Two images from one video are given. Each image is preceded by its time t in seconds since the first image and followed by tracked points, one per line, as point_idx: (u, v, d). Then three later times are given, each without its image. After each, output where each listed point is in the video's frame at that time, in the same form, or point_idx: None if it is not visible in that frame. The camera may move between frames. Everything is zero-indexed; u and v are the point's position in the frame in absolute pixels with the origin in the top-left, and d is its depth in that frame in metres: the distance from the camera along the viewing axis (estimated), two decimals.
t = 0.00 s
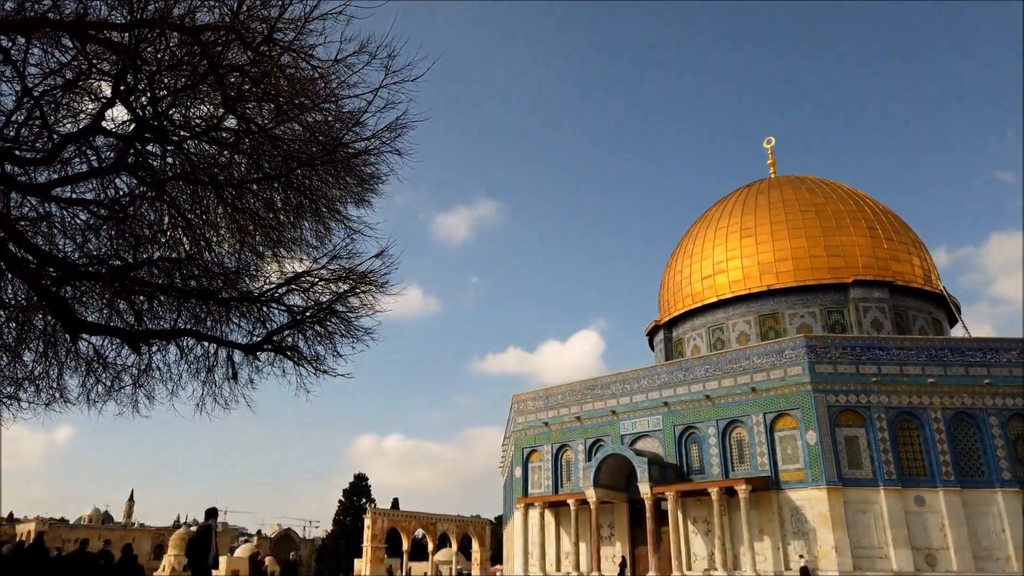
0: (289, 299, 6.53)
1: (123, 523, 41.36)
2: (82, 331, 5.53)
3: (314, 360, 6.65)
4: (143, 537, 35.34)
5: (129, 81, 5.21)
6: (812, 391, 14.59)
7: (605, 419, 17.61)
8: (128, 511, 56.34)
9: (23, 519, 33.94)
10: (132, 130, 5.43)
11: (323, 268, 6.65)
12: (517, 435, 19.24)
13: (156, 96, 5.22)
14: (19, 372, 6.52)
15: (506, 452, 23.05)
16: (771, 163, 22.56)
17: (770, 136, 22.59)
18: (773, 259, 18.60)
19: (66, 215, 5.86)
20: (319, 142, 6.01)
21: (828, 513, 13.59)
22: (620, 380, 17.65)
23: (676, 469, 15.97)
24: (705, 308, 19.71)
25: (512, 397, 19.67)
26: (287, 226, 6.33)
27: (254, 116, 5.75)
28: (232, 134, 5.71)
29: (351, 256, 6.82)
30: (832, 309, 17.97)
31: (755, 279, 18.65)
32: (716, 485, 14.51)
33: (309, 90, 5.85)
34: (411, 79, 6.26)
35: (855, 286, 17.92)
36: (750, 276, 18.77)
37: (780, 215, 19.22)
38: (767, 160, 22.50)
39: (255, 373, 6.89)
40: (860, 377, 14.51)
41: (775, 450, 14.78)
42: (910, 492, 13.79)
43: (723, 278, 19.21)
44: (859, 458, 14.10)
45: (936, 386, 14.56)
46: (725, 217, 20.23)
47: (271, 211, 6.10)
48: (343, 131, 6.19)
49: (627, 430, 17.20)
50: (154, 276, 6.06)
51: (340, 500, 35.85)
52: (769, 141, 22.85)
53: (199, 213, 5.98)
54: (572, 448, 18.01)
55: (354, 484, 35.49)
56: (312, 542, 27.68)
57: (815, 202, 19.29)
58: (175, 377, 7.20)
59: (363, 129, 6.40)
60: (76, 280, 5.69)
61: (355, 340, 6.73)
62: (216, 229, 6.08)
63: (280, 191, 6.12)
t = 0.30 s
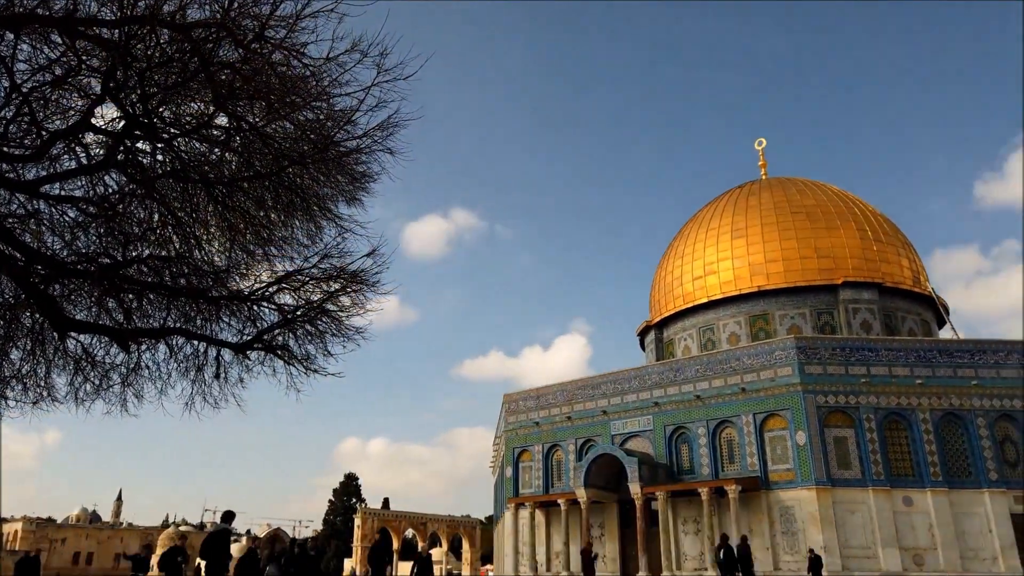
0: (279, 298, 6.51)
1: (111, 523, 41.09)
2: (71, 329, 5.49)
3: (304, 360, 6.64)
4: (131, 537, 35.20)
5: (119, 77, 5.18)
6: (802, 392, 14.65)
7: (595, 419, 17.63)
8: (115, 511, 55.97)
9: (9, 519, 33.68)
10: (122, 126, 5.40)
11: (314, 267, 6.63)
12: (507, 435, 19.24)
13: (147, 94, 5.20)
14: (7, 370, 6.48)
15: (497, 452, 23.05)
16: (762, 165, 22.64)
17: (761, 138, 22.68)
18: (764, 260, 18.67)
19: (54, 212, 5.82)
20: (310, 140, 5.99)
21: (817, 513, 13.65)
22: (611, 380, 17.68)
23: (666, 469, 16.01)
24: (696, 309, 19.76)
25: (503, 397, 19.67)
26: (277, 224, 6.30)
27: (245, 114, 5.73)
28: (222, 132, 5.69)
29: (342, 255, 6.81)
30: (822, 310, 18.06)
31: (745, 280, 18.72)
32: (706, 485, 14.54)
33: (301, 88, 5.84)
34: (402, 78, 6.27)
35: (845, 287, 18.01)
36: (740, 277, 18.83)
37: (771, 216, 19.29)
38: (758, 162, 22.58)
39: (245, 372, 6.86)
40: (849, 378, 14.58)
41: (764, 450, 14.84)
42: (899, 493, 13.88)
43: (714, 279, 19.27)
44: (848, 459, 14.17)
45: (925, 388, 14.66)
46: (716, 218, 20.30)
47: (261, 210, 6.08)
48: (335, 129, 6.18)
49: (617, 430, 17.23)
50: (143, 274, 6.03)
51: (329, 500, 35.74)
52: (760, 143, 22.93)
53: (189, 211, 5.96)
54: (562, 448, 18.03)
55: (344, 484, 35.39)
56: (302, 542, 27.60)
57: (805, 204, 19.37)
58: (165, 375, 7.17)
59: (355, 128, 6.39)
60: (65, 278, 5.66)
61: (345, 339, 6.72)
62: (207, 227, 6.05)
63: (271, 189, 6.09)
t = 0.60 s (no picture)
0: (269, 297, 6.49)
1: (99, 523, 40.84)
2: (58, 328, 5.46)
3: (294, 359, 6.61)
4: (120, 537, 35.05)
5: (109, 75, 5.16)
6: (791, 393, 14.71)
7: (586, 419, 17.66)
8: (103, 510, 55.62)
9: None
10: (112, 124, 5.38)
11: (304, 266, 6.61)
12: (498, 435, 19.25)
13: (137, 92, 5.17)
14: None
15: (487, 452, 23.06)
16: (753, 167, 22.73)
17: (752, 140, 22.72)
18: (754, 261, 18.73)
19: (42, 210, 5.78)
20: (301, 140, 5.97)
21: (806, 513, 13.72)
22: (602, 381, 17.71)
23: (656, 470, 16.05)
24: (686, 311, 19.82)
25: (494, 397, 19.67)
26: (268, 223, 6.28)
27: (236, 112, 5.71)
28: (213, 131, 5.66)
29: (333, 254, 6.79)
30: (811, 311, 18.16)
31: (735, 281, 18.78)
32: (696, 486, 14.58)
33: (292, 87, 5.83)
34: (393, 78, 6.27)
35: (834, 289, 18.12)
36: (730, 278, 18.90)
37: (762, 218, 19.36)
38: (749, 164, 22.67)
39: (235, 371, 6.83)
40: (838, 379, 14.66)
41: (754, 450, 14.90)
42: (887, 493, 13.98)
43: (704, 280, 19.32)
44: (837, 460, 14.25)
45: (913, 389, 14.75)
46: (706, 220, 20.36)
47: (252, 209, 6.05)
48: (326, 129, 6.17)
49: (608, 431, 17.26)
50: (132, 273, 5.99)
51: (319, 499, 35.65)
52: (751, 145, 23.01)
53: (179, 209, 5.94)
54: (553, 448, 18.04)
55: (334, 484, 35.30)
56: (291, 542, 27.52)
57: (796, 206, 19.46)
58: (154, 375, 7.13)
59: (346, 127, 6.38)
60: (53, 276, 5.62)
61: (336, 339, 6.70)
62: (197, 226, 6.02)
63: (261, 188, 6.06)
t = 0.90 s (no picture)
0: (259, 296, 6.46)
1: (86, 523, 40.56)
2: (45, 326, 5.41)
3: (284, 358, 6.59)
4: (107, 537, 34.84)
5: (98, 72, 5.12)
6: (780, 394, 14.77)
7: (576, 419, 17.68)
8: (91, 509, 55.25)
9: None
10: (101, 121, 5.34)
11: (295, 266, 6.58)
12: (488, 435, 19.24)
13: (126, 88, 5.14)
14: None
15: (478, 452, 23.06)
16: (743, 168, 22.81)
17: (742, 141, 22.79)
18: (744, 262, 18.80)
19: (30, 207, 5.73)
20: (292, 138, 5.95)
21: (794, 513, 13.78)
22: (592, 381, 17.73)
23: (646, 470, 16.08)
24: (676, 311, 19.87)
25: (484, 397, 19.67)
26: (258, 222, 6.26)
27: (226, 110, 5.68)
28: (203, 128, 5.63)
29: (323, 253, 6.77)
30: (800, 312, 18.25)
31: (725, 282, 18.84)
32: (686, 486, 14.61)
33: (284, 85, 5.81)
34: (385, 77, 6.27)
35: (824, 290, 18.21)
36: (721, 279, 18.96)
37: (752, 219, 19.43)
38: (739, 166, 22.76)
39: (224, 370, 6.80)
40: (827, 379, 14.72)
41: (743, 451, 14.95)
42: (874, 493, 14.06)
43: (694, 281, 19.38)
44: (825, 460, 14.32)
45: (901, 390, 14.84)
46: (697, 220, 20.42)
47: (242, 207, 6.02)
48: (317, 127, 6.15)
49: (598, 431, 17.29)
50: (121, 271, 5.95)
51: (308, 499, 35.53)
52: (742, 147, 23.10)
53: (169, 208, 5.91)
54: (543, 448, 18.06)
55: (323, 484, 35.21)
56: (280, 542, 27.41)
57: (786, 207, 19.54)
58: (142, 374, 7.09)
59: (337, 126, 6.36)
60: (40, 274, 5.58)
61: (326, 338, 6.68)
62: (187, 224, 6.00)
63: (252, 186, 6.03)
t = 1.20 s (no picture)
0: (248, 295, 6.43)
1: (73, 522, 40.26)
2: (31, 324, 5.37)
3: (273, 358, 6.57)
4: (94, 536, 34.60)
5: (87, 69, 5.09)
6: (769, 395, 14.84)
7: (566, 419, 17.70)
8: (77, 509, 54.84)
9: None
10: (90, 119, 5.31)
11: (284, 265, 6.56)
12: (478, 435, 19.23)
13: (115, 86, 5.10)
14: None
15: (467, 452, 23.05)
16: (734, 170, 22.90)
17: (733, 143, 22.90)
18: (734, 263, 18.86)
19: (17, 204, 5.69)
20: (283, 137, 5.93)
21: (783, 514, 13.85)
22: (582, 381, 17.76)
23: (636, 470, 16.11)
24: (667, 312, 19.92)
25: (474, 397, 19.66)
26: (248, 221, 6.23)
27: (217, 109, 5.65)
28: (193, 127, 5.60)
29: (313, 253, 6.75)
30: (789, 314, 18.33)
31: (715, 283, 18.90)
32: (675, 486, 14.65)
33: (275, 84, 5.79)
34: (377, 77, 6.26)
35: (813, 292, 18.31)
36: (711, 280, 19.01)
37: (742, 220, 19.51)
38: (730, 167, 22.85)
39: (212, 370, 6.77)
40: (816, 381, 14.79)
41: (732, 451, 15.01)
42: (862, 494, 14.15)
43: (685, 282, 19.44)
44: (814, 461, 14.40)
45: (889, 391, 14.94)
46: (687, 222, 20.49)
47: (232, 206, 5.99)
48: (308, 127, 6.14)
49: (588, 431, 17.31)
50: (109, 270, 5.91)
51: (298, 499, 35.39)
52: (733, 148, 23.19)
53: (157, 206, 5.87)
54: (533, 448, 18.07)
55: (313, 483, 35.11)
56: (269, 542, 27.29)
57: (776, 209, 19.63)
58: (130, 373, 7.05)
59: (328, 126, 6.35)
60: (27, 272, 5.54)
61: (315, 338, 6.66)
62: (176, 223, 5.97)
63: (242, 186, 6.00)
